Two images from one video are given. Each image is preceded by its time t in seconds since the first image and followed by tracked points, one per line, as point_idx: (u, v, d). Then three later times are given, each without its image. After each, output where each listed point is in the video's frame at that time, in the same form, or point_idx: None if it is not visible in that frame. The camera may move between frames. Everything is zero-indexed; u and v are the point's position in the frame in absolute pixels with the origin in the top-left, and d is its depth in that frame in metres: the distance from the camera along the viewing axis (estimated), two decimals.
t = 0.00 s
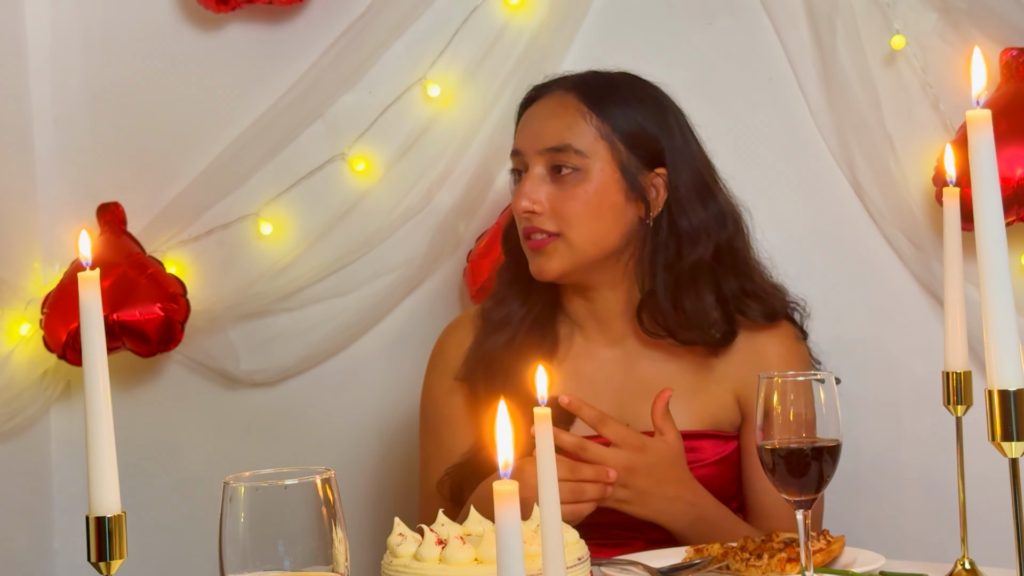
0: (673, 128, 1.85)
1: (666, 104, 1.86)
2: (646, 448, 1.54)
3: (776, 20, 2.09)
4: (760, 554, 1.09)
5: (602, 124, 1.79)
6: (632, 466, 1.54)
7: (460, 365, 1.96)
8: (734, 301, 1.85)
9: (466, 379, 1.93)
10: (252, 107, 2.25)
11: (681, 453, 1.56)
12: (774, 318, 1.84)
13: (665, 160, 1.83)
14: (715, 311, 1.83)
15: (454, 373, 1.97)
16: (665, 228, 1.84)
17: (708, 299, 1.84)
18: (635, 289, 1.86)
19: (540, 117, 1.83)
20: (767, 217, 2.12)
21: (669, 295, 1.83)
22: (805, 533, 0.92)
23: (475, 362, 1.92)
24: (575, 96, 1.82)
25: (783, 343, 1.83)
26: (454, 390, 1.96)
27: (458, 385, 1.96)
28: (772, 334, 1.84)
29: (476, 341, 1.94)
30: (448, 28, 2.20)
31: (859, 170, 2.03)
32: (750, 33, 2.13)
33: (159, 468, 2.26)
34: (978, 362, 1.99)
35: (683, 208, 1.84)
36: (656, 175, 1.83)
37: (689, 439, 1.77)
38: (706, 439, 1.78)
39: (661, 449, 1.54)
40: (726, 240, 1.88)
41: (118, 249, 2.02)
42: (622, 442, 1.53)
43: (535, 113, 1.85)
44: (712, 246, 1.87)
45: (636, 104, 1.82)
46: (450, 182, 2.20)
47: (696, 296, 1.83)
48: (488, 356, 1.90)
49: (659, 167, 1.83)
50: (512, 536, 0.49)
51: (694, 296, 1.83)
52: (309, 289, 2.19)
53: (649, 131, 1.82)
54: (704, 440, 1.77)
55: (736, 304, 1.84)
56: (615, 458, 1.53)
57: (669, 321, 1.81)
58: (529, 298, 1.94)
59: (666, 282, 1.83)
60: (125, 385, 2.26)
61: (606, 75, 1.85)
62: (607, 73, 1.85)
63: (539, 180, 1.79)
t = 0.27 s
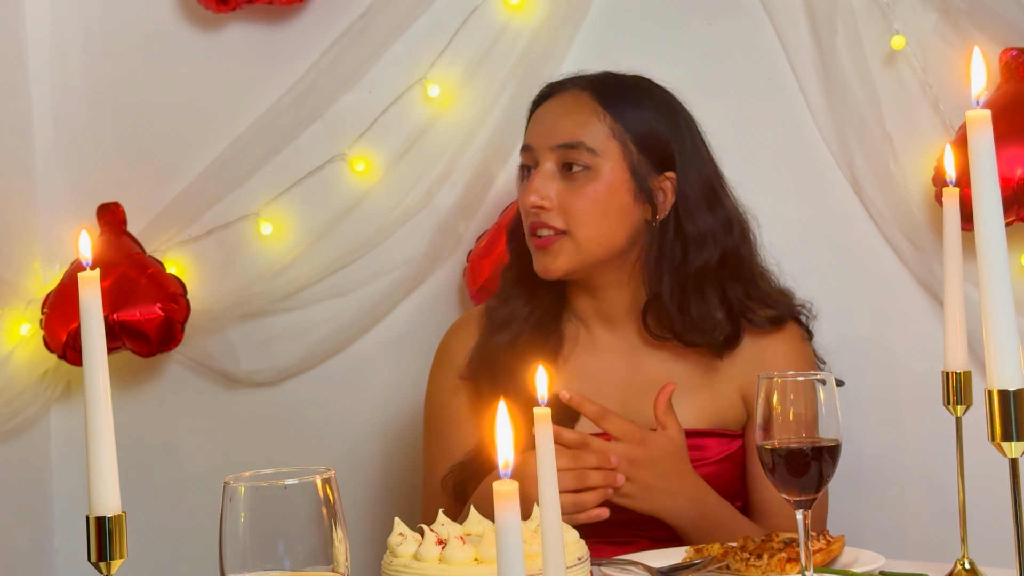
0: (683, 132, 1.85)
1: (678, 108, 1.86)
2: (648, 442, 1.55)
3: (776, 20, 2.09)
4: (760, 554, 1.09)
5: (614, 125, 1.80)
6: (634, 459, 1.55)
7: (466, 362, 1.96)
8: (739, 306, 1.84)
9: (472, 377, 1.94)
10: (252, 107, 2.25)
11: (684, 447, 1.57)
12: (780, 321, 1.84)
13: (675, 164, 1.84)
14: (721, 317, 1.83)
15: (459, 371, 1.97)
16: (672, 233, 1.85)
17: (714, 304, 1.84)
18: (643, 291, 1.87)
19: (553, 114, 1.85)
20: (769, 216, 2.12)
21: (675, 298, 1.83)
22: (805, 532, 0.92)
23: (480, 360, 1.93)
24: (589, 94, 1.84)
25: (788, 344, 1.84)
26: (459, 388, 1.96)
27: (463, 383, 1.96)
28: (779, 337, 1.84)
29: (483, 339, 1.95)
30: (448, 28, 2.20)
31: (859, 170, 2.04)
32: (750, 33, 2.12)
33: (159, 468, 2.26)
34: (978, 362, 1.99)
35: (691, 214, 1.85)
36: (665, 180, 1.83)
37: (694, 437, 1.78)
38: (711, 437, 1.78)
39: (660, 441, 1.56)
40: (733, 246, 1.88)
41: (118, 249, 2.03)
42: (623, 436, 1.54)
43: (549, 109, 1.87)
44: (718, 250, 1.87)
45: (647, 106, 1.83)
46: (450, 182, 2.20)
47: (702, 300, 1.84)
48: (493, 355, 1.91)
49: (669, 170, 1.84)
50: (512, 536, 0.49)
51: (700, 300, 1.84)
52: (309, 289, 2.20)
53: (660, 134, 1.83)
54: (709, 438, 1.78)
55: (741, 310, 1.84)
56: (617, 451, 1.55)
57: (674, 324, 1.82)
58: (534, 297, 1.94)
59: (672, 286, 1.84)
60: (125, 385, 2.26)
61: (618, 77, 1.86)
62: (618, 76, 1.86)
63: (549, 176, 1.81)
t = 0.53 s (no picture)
0: (702, 139, 2.11)
1: (701, 119, 2.11)
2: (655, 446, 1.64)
3: (776, 20, 2.09)
4: (760, 554, 1.09)
5: (632, 129, 2.09)
6: (644, 462, 1.66)
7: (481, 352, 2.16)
8: (751, 314, 2.11)
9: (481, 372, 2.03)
10: (251, 107, 2.25)
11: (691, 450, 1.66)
12: (791, 328, 2.09)
13: (692, 171, 2.10)
14: (735, 325, 2.12)
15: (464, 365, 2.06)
16: (688, 237, 2.12)
17: (728, 313, 2.12)
18: (659, 294, 2.13)
19: (573, 117, 2.12)
20: (777, 220, 2.08)
21: (689, 306, 2.12)
22: (805, 532, 0.92)
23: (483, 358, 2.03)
24: (611, 99, 2.11)
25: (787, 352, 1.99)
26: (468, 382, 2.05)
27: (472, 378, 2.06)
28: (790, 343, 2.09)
29: (495, 333, 2.17)
30: (448, 28, 2.20)
31: (859, 171, 2.03)
32: (751, 33, 2.10)
33: (158, 468, 2.26)
34: (979, 362, 1.98)
35: (708, 223, 2.12)
36: (681, 185, 2.10)
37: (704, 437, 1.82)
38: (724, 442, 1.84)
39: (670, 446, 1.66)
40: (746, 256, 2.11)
41: (119, 249, 2.03)
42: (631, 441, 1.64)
43: (570, 111, 2.13)
44: (733, 259, 2.12)
45: (668, 112, 2.11)
46: (450, 183, 2.18)
47: (715, 305, 2.12)
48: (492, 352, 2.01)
49: (686, 177, 2.11)
50: (512, 536, 0.49)
51: (712, 304, 2.12)
52: (308, 290, 2.21)
53: (680, 140, 2.11)
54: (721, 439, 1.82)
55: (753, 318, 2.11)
56: (625, 459, 1.66)
57: (688, 329, 2.11)
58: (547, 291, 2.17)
59: (687, 292, 2.13)
60: (126, 385, 2.27)
61: (639, 80, 2.13)
62: (646, 80, 2.13)
63: (566, 179, 2.10)
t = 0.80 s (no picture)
0: (711, 140, 1.93)
1: (709, 120, 1.94)
2: (650, 442, 1.55)
3: (776, 20, 2.09)
4: (760, 554, 1.09)
5: (638, 132, 1.87)
6: (641, 458, 1.56)
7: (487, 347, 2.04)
8: (757, 314, 1.89)
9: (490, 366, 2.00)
10: (252, 108, 2.25)
11: (684, 447, 1.57)
12: (795, 332, 1.89)
13: (701, 175, 1.90)
14: (741, 326, 1.89)
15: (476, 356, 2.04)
16: (694, 242, 1.91)
17: (735, 314, 1.89)
18: (665, 295, 1.94)
19: (581, 120, 1.94)
20: (784, 219, 2.10)
21: (696, 306, 1.91)
22: (805, 532, 0.92)
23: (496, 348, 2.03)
24: (618, 101, 1.90)
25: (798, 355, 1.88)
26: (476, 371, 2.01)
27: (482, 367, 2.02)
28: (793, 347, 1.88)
29: (506, 324, 2.04)
30: (448, 28, 2.20)
31: (859, 170, 2.04)
32: (751, 34, 2.12)
33: (158, 469, 2.26)
34: (978, 362, 1.98)
35: (715, 225, 1.92)
36: (689, 189, 1.90)
37: (705, 437, 1.79)
38: (723, 437, 1.80)
39: (665, 443, 1.56)
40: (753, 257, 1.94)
41: (118, 249, 2.03)
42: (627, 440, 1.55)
43: (577, 115, 1.96)
44: (741, 260, 1.93)
45: (676, 115, 1.91)
46: (451, 182, 2.20)
47: (723, 308, 1.90)
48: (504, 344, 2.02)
49: (693, 180, 1.91)
50: (512, 536, 0.49)
51: (721, 308, 1.90)
52: (308, 290, 2.20)
53: (689, 142, 1.90)
54: (721, 439, 1.79)
55: (759, 318, 1.89)
56: (620, 455, 1.55)
57: (694, 330, 1.89)
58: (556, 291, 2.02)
59: (694, 294, 1.91)
60: (126, 385, 2.26)
61: (650, 81, 1.93)
62: (653, 80, 1.93)
63: (572, 182, 1.90)
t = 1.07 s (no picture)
0: (717, 141, 1.89)
1: (714, 119, 1.90)
2: (650, 442, 1.54)
3: (776, 21, 2.09)
4: (760, 554, 1.09)
5: (646, 131, 1.81)
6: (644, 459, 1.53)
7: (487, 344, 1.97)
8: (760, 315, 1.87)
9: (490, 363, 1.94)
10: (252, 108, 2.25)
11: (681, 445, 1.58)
12: (797, 333, 1.85)
13: (706, 175, 1.88)
14: (743, 327, 1.85)
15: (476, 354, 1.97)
16: (699, 239, 1.89)
17: (738, 314, 1.86)
18: (667, 297, 1.89)
19: (588, 116, 1.84)
20: (784, 217, 2.11)
21: (700, 308, 1.86)
22: (805, 532, 0.92)
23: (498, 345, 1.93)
24: (626, 100, 1.83)
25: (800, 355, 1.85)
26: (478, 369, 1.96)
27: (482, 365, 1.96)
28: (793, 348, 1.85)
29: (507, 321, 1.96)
30: (448, 28, 2.20)
31: (859, 170, 2.03)
32: (751, 35, 2.12)
33: (158, 469, 2.26)
34: (978, 362, 1.98)
35: (720, 225, 1.90)
36: (695, 189, 1.86)
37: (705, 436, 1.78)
38: (723, 436, 1.79)
39: (666, 443, 1.56)
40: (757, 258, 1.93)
41: (118, 249, 2.03)
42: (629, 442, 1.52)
43: (584, 111, 1.86)
44: (746, 261, 1.92)
45: (683, 114, 1.85)
46: (451, 182, 2.20)
47: (726, 309, 1.87)
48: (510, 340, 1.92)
49: (699, 181, 1.87)
50: (512, 536, 0.49)
51: (724, 309, 1.87)
52: (309, 290, 2.19)
53: (695, 142, 1.86)
54: (721, 439, 1.78)
55: (762, 319, 1.86)
56: (623, 457, 1.52)
57: (698, 331, 1.84)
58: (555, 291, 1.97)
59: (698, 295, 1.87)
60: (125, 385, 2.26)
61: (657, 80, 1.88)
62: (659, 79, 1.88)
63: (580, 180, 1.80)
